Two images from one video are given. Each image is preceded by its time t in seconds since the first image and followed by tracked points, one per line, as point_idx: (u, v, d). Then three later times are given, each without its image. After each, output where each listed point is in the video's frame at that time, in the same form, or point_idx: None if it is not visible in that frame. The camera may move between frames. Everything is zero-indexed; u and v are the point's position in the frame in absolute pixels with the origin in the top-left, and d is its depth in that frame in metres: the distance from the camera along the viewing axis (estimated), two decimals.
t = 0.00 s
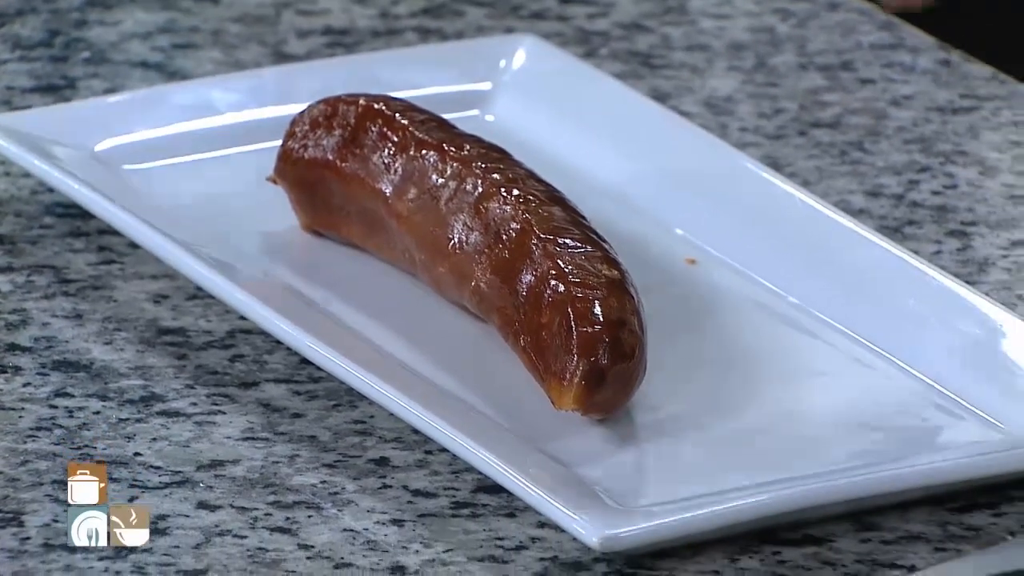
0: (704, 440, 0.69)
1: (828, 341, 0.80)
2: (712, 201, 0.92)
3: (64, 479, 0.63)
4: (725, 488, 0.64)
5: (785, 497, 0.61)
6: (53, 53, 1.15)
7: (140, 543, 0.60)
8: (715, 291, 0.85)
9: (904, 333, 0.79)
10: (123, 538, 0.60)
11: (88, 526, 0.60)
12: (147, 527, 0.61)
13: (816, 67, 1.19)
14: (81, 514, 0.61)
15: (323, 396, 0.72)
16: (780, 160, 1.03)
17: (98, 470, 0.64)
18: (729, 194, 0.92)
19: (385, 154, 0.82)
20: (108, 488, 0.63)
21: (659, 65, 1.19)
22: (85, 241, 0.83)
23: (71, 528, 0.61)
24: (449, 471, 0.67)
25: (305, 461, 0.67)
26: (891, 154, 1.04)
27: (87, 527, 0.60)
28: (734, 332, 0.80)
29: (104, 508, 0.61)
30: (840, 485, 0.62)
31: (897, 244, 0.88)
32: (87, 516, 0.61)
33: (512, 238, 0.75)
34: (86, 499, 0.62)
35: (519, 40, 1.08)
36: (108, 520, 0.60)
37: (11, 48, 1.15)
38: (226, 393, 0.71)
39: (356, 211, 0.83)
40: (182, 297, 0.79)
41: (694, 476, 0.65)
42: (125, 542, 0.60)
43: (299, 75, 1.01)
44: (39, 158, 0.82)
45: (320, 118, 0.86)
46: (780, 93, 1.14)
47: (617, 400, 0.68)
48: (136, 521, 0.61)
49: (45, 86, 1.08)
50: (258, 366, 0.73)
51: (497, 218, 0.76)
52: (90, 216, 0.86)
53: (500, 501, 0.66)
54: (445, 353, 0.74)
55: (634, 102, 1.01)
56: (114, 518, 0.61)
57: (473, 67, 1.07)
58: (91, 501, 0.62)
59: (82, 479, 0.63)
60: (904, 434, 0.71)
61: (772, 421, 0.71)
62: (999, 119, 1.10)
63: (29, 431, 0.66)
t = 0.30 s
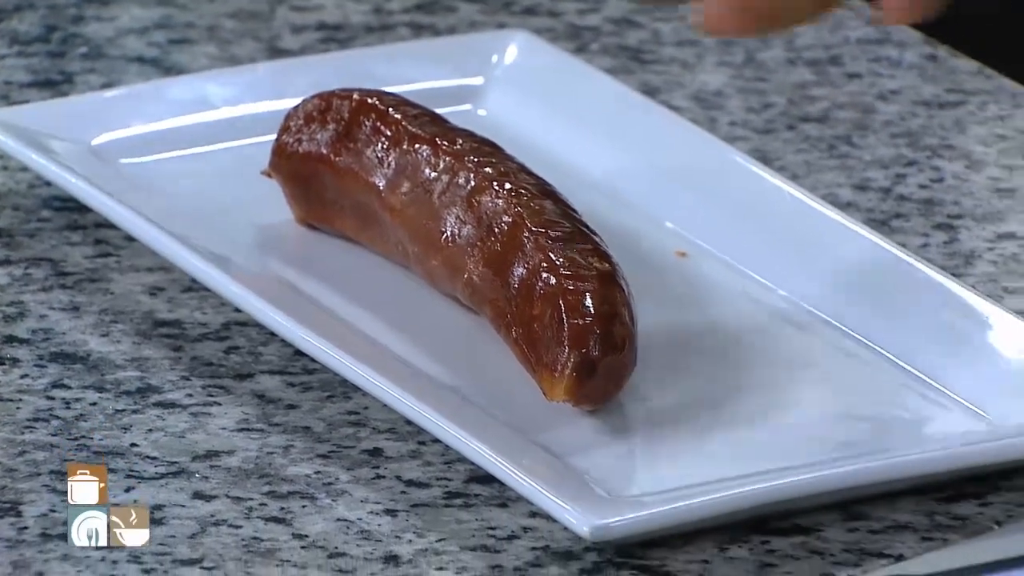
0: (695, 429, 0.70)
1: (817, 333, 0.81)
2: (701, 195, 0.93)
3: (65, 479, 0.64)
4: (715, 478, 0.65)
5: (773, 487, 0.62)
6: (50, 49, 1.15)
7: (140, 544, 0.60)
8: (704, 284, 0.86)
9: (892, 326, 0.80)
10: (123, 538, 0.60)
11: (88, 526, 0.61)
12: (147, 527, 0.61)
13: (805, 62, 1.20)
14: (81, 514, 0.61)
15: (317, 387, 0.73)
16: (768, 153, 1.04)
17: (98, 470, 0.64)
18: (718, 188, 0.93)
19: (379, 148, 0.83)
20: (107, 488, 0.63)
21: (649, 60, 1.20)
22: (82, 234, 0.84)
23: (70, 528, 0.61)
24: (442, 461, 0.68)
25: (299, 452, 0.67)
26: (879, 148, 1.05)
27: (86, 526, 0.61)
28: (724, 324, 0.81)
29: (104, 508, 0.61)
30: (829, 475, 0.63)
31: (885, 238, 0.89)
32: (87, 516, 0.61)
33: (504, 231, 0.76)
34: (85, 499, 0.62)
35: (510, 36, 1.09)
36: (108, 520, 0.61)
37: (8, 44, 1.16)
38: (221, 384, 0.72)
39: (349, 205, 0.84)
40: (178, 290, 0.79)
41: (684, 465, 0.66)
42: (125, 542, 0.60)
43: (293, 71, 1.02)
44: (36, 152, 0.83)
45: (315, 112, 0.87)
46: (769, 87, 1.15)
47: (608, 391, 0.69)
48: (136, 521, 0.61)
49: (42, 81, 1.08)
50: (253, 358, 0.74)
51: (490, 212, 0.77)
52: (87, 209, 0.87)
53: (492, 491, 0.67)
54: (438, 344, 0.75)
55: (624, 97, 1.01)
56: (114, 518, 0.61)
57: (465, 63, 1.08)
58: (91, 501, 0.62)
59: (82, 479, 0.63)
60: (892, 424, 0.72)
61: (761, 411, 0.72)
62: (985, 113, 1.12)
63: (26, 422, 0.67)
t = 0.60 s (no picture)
0: (686, 421, 0.71)
1: (807, 326, 0.82)
2: (692, 190, 0.94)
3: (64, 480, 0.64)
4: (705, 469, 0.66)
5: (765, 479, 0.63)
6: (47, 45, 1.16)
7: (140, 544, 0.61)
8: (695, 278, 0.87)
9: (881, 319, 0.81)
10: (123, 538, 0.61)
11: (88, 526, 0.61)
12: (147, 527, 0.62)
13: (794, 58, 1.21)
14: (81, 514, 0.61)
15: (312, 380, 0.73)
16: (758, 149, 1.05)
17: (98, 470, 0.64)
18: (709, 183, 0.94)
19: (373, 144, 0.84)
20: (107, 489, 0.63)
21: (640, 57, 1.21)
22: (79, 228, 0.85)
23: (70, 528, 0.61)
24: (435, 453, 0.69)
25: (294, 444, 0.68)
26: (867, 143, 1.06)
27: (86, 527, 0.61)
28: (715, 317, 0.82)
29: (104, 508, 0.61)
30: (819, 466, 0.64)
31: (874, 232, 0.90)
32: (87, 516, 0.61)
33: (497, 226, 0.76)
34: (85, 499, 0.62)
35: (503, 32, 1.10)
36: (108, 520, 0.61)
37: (7, 41, 1.16)
38: (217, 377, 0.72)
39: (343, 200, 0.85)
40: (174, 284, 0.80)
41: (675, 456, 0.67)
42: (125, 542, 0.61)
43: (289, 66, 1.03)
44: (35, 148, 0.84)
45: (309, 108, 0.88)
46: (758, 83, 1.16)
47: (600, 383, 0.70)
48: (136, 521, 0.61)
49: (40, 77, 1.09)
50: (249, 351, 0.75)
51: (482, 206, 0.78)
52: (84, 205, 0.88)
53: (485, 483, 0.68)
54: (431, 337, 0.76)
55: (616, 93, 1.02)
56: (114, 518, 0.61)
57: (458, 59, 1.08)
58: (91, 501, 0.62)
59: (82, 479, 0.64)
60: (880, 417, 0.73)
61: (751, 403, 0.73)
62: (972, 109, 1.13)
63: (25, 414, 0.68)
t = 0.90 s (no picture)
0: (675, 416, 0.71)
1: (795, 321, 0.83)
2: (682, 186, 0.95)
3: (64, 479, 0.64)
4: (696, 463, 0.67)
5: (751, 473, 0.64)
6: (44, 43, 1.16)
7: (140, 543, 0.61)
8: (685, 273, 0.88)
9: (868, 316, 0.82)
10: (123, 538, 0.61)
11: (87, 526, 0.61)
12: (147, 527, 0.62)
13: (782, 57, 1.22)
14: (81, 514, 0.62)
15: (306, 374, 0.74)
16: (746, 146, 1.06)
17: (98, 470, 0.65)
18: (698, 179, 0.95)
19: (366, 141, 0.85)
20: (107, 489, 0.64)
21: (630, 55, 1.22)
22: (76, 225, 0.85)
23: (70, 529, 0.61)
24: (428, 446, 0.70)
25: (288, 438, 0.69)
26: (854, 140, 1.07)
27: (87, 527, 0.61)
28: (703, 312, 0.83)
29: (104, 508, 0.62)
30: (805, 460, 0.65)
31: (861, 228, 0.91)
32: (87, 516, 0.62)
33: (489, 222, 0.77)
34: (85, 499, 0.63)
35: (494, 31, 1.11)
36: (108, 520, 0.61)
37: (4, 39, 1.17)
38: (212, 371, 0.73)
39: (337, 197, 0.85)
40: (170, 279, 0.81)
41: (664, 449, 0.68)
42: (124, 542, 0.61)
43: (283, 65, 1.03)
44: (31, 145, 0.85)
45: (303, 106, 0.89)
46: (747, 81, 1.17)
47: (590, 378, 0.71)
48: (136, 521, 0.62)
49: (37, 75, 1.10)
50: (244, 346, 0.76)
51: (474, 203, 0.79)
52: (81, 201, 0.88)
53: (477, 476, 0.69)
54: (424, 332, 0.77)
55: (606, 90, 1.03)
56: (114, 518, 0.61)
57: (449, 57, 1.09)
58: (90, 501, 0.63)
59: (82, 479, 0.64)
60: (867, 411, 0.74)
61: (740, 396, 0.74)
62: (958, 106, 1.14)
63: (22, 409, 0.69)
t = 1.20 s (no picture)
0: (664, 409, 0.73)
1: (783, 315, 0.84)
2: (672, 182, 0.96)
3: (65, 479, 0.65)
4: (686, 455, 0.68)
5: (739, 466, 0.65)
6: (43, 41, 1.17)
7: (141, 544, 0.61)
8: (675, 267, 0.89)
9: (856, 311, 0.84)
10: (123, 538, 0.61)
11: (88, 526, 0.61)
12: (147, 527, 0.62)
13: (771, 54, 1.23)
14: (82, 514, 0.62)
15: (300, 368, 0.75)
16: (736, 142, 1.07)
17: (98, 471, 0.65)
18: (688, 175, 0.96)
19: (360, 138, 0.86)
20: (107, 488, 0.64)
21: (621, 53, 1.23)
22: (73, 220, 0.86)
23: (70, 529, 0.62)
24: (421, 439, 0.71)
25: (283, 430, 0.70)
26: (842, 137, 1.09)
27: (86, 527, 0.62)
28: (693, 306, 0.84)
29: (104, 508, 0.62)
30: (792, 452, 0.66)
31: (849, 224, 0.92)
32: (87, 516, 0.62)
33: (481, 218, 0.79)
34: (85, 499, 0.63)
35: (486, 28, 1.12)
36: (108, 520, 0.61)
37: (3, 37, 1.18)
38: (208, 365, 0.74)
39: (331, 192, 0.86)
40: (166, 274, 0.82)
41: (654, 441, 0.69)
42: (125, 542, 0.61)
43: (278, 62, 1.04)
44: (29, 141, 0.85)
45: (298, 103, 0.90)
46: (736, 79, 1.18)
47: (581, 372, 0.72)
48: (136, 521, 0.62)
49: (35, 73, 1.10)
50: (239, 340, 0.77)
51: (467, 198, 0.80)
52: (78, 197, 0.89)
53: (469, 468, 0.70)
54: (416, 326, 0.78)
55: (597, 88, 1.04)
56: (114, 518, 0.62)
57: (441, 54, 1.10)
58: (90, 501, 0.63)
59: (82, 479, 0.64)
60: (854, 404, 0.75)
61: (729, 388, 0.75)
62: (945, 103, 1.15)
63: (20, 402, 0.70)
